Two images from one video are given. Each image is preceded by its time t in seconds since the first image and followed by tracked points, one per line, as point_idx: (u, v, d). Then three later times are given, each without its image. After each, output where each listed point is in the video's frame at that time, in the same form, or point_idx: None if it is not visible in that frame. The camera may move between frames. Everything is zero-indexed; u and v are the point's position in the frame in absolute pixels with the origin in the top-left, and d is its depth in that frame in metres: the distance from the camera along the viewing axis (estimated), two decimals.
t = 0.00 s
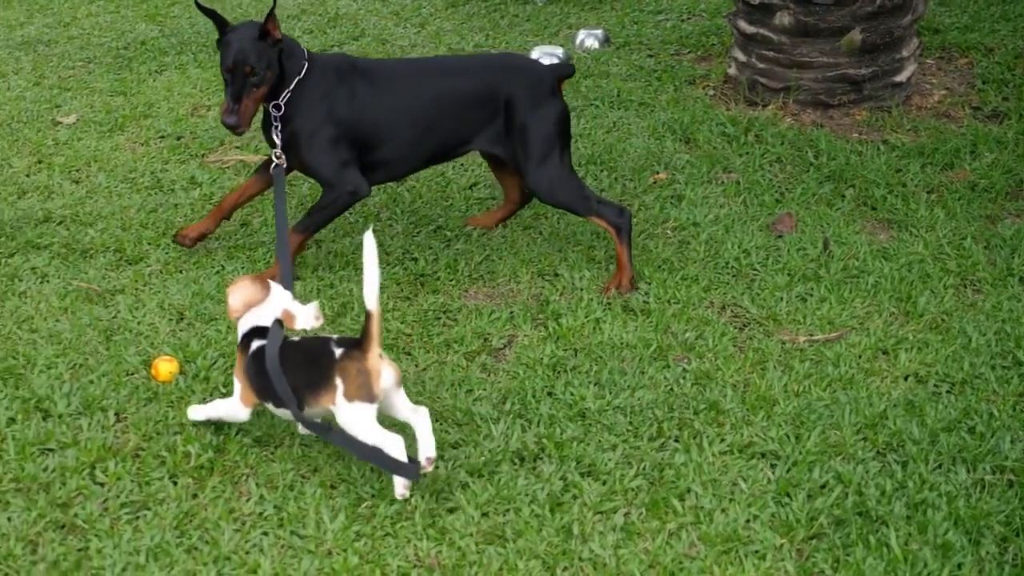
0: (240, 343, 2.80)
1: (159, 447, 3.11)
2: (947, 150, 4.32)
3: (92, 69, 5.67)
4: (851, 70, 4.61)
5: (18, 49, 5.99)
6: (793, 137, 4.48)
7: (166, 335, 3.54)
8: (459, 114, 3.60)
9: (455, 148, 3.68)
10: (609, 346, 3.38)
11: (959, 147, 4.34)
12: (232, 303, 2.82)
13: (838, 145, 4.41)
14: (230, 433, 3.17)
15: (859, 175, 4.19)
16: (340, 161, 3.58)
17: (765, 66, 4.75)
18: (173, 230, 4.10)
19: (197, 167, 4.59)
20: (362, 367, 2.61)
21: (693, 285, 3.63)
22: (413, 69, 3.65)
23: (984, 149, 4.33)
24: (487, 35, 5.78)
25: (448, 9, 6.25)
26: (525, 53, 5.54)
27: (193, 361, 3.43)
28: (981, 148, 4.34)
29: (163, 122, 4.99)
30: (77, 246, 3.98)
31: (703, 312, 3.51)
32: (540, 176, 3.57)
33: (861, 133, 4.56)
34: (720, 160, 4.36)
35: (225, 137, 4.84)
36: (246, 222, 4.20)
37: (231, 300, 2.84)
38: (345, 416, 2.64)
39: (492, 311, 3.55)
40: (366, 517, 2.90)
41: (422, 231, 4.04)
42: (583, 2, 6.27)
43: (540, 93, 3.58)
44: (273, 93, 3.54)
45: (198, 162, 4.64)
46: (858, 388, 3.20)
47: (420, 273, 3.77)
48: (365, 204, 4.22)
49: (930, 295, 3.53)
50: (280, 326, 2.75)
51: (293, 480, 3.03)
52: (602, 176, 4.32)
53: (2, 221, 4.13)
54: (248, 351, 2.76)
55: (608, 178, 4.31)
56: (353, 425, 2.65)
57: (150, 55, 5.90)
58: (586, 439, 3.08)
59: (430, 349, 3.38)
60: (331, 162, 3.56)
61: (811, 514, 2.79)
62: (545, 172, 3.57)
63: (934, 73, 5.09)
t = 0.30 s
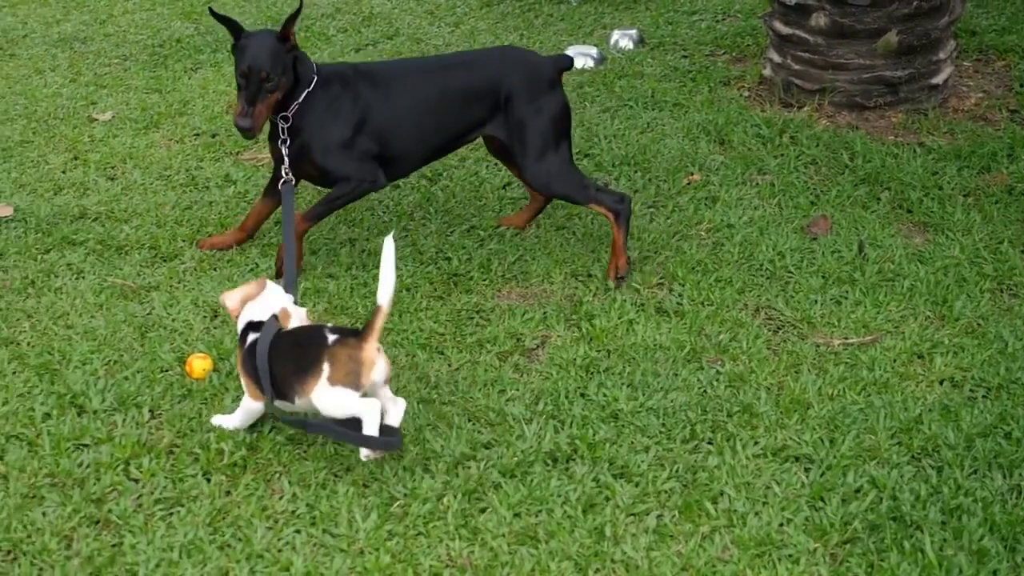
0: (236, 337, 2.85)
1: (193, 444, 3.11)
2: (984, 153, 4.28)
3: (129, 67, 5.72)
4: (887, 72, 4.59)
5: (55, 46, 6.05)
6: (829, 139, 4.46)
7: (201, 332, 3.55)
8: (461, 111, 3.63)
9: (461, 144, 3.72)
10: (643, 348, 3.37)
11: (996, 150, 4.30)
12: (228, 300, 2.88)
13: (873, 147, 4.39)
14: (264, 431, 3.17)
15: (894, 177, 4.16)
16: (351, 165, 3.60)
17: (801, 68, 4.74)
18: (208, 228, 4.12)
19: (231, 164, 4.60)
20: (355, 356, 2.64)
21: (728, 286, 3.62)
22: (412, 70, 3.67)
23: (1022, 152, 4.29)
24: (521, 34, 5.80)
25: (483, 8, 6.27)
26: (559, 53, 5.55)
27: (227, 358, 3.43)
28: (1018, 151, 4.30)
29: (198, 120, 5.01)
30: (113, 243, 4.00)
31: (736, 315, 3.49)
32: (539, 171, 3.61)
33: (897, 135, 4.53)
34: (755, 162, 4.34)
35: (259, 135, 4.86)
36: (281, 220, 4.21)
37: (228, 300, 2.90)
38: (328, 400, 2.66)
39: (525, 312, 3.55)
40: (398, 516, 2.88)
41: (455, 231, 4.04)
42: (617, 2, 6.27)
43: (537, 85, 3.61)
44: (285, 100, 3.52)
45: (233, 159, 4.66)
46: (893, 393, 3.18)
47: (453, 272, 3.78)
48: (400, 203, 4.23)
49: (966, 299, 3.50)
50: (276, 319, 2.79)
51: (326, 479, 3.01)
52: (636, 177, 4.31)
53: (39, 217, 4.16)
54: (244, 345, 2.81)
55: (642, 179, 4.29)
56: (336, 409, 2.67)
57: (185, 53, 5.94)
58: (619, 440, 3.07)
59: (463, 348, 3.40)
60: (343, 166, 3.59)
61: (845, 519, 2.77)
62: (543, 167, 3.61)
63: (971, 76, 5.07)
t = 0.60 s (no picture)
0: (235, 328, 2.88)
1: (234, 442, 3.12)
2: None
3: (171, 66, 5.77)
4: (931, 73, 4.56)
5: (98, 44, 6.11)
6: (871, 141, 4.43)
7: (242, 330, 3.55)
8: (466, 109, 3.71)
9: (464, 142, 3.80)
10: (684, 350, 3.35)
11: None
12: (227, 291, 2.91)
13: (916, 149, 4.36)
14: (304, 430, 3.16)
15: (937, 180, 4.13)
16: (363, 169, 3.66)
17: (844, 69, 4.71)
18: (249, 226, 4.13)
19: (272, 163, 4.62)
20: (354, 352, 2.69)
21: (769, 289, 3.60)
22: (415, 69, 3.73)
23: None
24: (562, 35, 5.83)
25: (524, 8, 6.29)
26: (600, 53, 5.56)
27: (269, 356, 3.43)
28: None
29: (240, 118, 5.03)
30: (155, 240, 4.03)
31: (778, 318, 3.47)
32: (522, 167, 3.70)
33: (940, 138, 4.50)
34: (796, 164, 4.32)
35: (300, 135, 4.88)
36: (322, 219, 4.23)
37: (227, 290, 2.92)
38: (319, 388, 2.67)
39: (566, 312, 3.54)
40: (438, 516, 2.86)
41: (495, 231, 4.05)
42: (658, 2, 6.27)
43: (536, 81, 3.71)
44: (303, 117, 3.54)
45: (274, 158, 4.68)
46: (936, 398, 3.14)
47: (493, 273, 3.79)
48: (440, 203, 4.27)
49: (1012, 303, 3.46)
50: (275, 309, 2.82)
51: (366, 478, 2.99)
52: (677, 178, 4.30)
53: (82, 214, 4.20)
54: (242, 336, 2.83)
55: (684, 181, 4.28)
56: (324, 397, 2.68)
57: (227, 52, 5.99)
58: (660, 443, 3.05)
59: (503, 348, 3.40)
60: (357, 171, 3.64)
61: (887, 524, 2.74)
62: (525, 164, 3.70)
63: (1015, 78, 5.03)
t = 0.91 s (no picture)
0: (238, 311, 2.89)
1: (268, 441, 3.12)
2: None
3: (207, 65, 5.81)
4: (968, 75, 4.52)
5: (134, 43, 6.17)
6: (908, 143, 4.40)
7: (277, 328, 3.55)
8: (473, 110, 3.75)
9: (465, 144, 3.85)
10: (719, 352, 3.33)
11: None
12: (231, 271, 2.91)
13: (954, 152, 4.32)
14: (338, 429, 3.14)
15: (975, 183, 4.09)
16: (372, 176, 3.64)
17: (880, 70, 4.70)
18: (284, 226, 4.15)
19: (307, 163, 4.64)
20: (355, 359, 2.71)
21: (804, 291, 3.58)
22: (423, 72, 3.76)
23: None
24: (596, 35, 5.88)
25: (559, 8, 6.37)
26: (634, 54, 5.57)
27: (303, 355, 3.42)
28: None
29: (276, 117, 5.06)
30: (190, 239, 4.05)
31: (814, 320, 3.44)
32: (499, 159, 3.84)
33: (977, 140, 4.46)
34: (832, 165, 4.30)
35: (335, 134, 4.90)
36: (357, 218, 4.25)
37: (229, 272, 2.91)
38: (314, 389, 2.68)
39: (600, 313, 3.53)
40: (471, 516, 2.85)
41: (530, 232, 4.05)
42: (693, 3, 6.29)
43: (537, 80, 3.82)
44: (319, 129, 3.49)
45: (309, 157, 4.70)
46: (972, 402, 3.10)
47: (527, 273, 3.79)
48: (473, 203, 4.30)
49: None
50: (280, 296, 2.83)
51: (399, 478, 2.97)
52: (712, 180, 4.29)
53: (118, 212, 4.22)
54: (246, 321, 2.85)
55: (719, 182, 4.27)
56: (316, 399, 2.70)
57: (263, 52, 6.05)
58: (693, 445, 3.03)
59: (536, 349, 3.39)
60: (367, 180, 3.63)
61: (923, 529, 2.69)
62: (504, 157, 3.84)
63: None
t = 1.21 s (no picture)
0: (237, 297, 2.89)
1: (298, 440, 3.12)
2: None
3: (238, 63, 5.83)
4: (1002, 77, 4.51)
5: (166, 42, 6.21)
6: (941, 145, 4.37)
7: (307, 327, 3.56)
8: (479, 117, 3.78)
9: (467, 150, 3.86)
10: (749, 354, 3.32)
11: None
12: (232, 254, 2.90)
13: (986, 154, 4.28)
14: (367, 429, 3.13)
15: (1008, 185, 4.06)
16: (378, 183, 3.62)
17: (913, 72, 4.66)
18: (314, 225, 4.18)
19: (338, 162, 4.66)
20: (352, 366, 2.71)
21: (836, 293, 3.55)
22: (432, 76, 3.74)
23: None
24: (628, 35, 5.89)
25: (589, 8, 6.41)
26: (665, 54, 5.56)
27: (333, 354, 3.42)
28: None
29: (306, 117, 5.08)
30: (221, 238, 4.06)
31: (844, 323, 3.41)
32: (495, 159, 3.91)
33: (1010, 142, 4.43)
34: (864, 167, 4.27)
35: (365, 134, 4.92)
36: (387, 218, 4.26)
37: (227, 256, 2.91)
38: (313, 395, 2.71)
39: (629, 314, 3.52)
40: (500, 517, 2.84)
41: (560, 232, 4.04)
42: (724, 3, 6.30)
43: (538, 89, 3.89)
44: (330, 136, 3.44)
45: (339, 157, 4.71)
46: (1005, 406, 3.06)
47: (557, 274, 3.78)
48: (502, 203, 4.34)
49: None
50: (282, 283, 2.83)
51: (428, 478, 2.96)
52: (742, 181, 4.27)
53: (149, 210, 4.24)
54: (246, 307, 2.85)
55: (750, 183, 4.25)
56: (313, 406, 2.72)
57: (294, 52, 6.08)
58: (723, 447, 3.02)
59: (566, 350, 3.39)
60: (373, 187, 3.60)
61: (954, 534, 2.66)
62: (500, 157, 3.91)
63: None
